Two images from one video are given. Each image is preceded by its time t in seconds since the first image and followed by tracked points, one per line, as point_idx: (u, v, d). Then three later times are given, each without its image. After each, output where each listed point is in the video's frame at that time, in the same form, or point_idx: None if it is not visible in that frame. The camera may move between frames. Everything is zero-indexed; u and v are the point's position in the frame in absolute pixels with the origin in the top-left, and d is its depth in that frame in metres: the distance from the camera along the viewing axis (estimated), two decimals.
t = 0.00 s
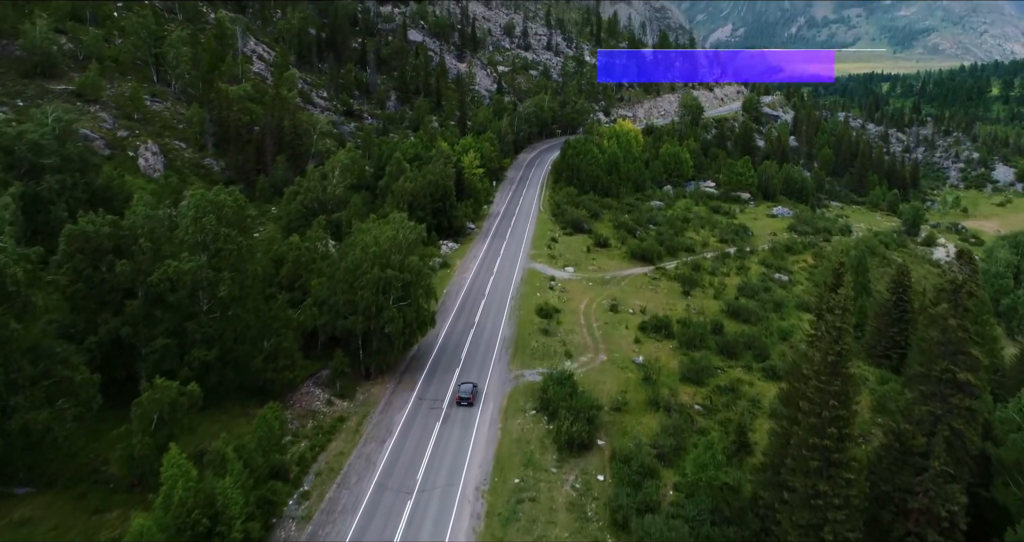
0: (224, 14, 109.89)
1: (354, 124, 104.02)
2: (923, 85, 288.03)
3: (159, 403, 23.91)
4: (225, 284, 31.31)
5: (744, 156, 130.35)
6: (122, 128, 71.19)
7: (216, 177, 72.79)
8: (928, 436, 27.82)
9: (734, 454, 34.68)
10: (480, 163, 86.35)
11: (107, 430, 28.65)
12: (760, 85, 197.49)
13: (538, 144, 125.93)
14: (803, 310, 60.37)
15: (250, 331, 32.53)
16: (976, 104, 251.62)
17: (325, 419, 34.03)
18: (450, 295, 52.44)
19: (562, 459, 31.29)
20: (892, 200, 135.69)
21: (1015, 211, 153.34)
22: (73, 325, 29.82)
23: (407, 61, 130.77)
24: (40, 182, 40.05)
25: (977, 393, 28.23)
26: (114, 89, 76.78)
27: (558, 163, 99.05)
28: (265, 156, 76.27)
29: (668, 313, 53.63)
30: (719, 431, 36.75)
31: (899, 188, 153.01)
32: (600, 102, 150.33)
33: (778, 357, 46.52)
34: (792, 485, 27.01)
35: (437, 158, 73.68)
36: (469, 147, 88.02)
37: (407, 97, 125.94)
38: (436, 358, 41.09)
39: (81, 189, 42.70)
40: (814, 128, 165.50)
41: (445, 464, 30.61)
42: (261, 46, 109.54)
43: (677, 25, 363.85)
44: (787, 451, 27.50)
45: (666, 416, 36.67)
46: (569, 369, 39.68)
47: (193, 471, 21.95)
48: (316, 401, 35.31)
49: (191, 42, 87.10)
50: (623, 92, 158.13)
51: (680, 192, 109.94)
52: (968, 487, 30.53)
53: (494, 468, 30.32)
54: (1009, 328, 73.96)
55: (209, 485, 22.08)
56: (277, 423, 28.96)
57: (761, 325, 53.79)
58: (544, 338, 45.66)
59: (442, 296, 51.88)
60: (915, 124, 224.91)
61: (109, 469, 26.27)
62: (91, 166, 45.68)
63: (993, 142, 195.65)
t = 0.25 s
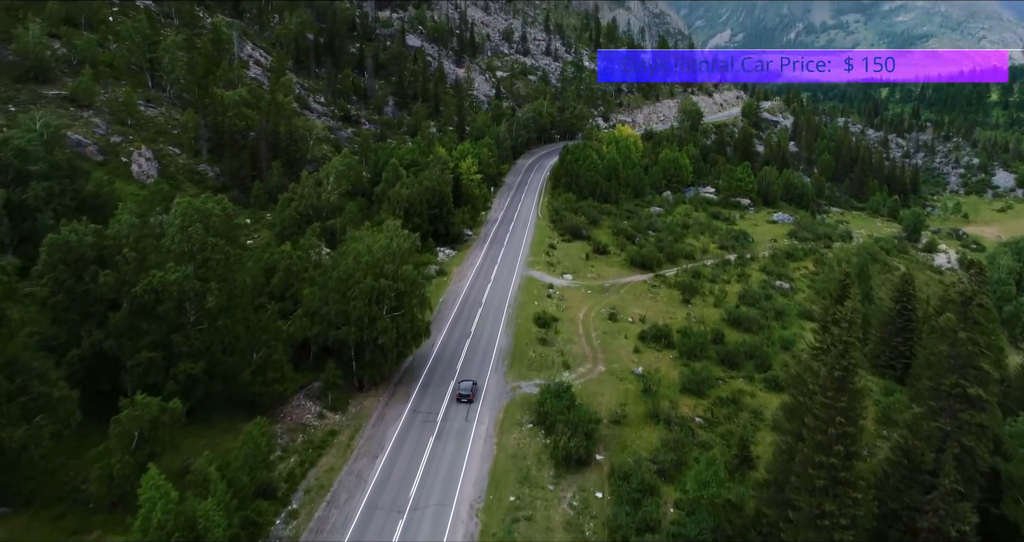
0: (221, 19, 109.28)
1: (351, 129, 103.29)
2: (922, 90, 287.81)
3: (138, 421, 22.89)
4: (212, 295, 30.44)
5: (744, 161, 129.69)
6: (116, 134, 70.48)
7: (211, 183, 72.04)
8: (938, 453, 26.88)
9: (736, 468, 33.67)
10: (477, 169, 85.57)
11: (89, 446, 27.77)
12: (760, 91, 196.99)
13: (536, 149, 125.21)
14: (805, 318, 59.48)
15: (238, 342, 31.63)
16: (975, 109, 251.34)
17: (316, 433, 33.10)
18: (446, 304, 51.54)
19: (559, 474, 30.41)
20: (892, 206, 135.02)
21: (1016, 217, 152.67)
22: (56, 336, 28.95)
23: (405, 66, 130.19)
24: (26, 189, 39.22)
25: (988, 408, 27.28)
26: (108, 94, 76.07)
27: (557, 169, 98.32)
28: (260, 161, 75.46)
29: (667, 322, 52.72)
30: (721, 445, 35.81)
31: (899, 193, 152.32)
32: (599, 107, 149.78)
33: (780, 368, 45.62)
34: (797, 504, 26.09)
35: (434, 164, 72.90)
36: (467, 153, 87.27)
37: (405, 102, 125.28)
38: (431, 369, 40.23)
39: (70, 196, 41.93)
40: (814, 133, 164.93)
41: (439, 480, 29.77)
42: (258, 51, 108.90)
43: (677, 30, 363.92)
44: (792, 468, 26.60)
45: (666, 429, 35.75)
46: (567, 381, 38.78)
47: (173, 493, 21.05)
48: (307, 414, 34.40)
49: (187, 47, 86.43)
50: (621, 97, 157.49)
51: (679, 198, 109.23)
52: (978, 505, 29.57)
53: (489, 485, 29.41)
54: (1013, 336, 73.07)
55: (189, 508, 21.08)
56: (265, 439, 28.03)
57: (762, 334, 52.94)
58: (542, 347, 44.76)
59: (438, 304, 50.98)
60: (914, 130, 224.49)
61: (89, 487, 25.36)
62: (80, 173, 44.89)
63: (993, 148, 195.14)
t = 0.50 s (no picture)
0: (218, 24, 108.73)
1: (348, 134, 102.57)
2: (921, 96, 287.49)
3: (117, 439, 21.86)
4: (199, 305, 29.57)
5: (744, 167, 129.00)
6: (109, 139, 69.73)
7: (205, 189, 71.22)
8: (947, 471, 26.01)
9: (738, 483, 32.67)
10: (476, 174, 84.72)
11: (71, 462, 26.94)
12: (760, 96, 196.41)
13: (535, 154, 124.53)
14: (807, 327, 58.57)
15: (226, 354, 30.80)
16: (975, 115, 251.05)
17: (306, 448, 32.18)
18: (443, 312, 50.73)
19: (556, 492, 29.49)
20: (893, 211, 134.28)
21: (1017, 223, 151.97)
22: (37, 348, 28.16)
23: (403, 71, 129.54)
24: (12, 196, 38.40)
25: (1000, 425, 26.41)
26: (102, 99, 75.31)
27: (556, 175, 97.57)
28: (255, 167, 74.66)
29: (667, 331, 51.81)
30: (723, 458, 34.91)
31: (899, 199, 151.60)
32: (599, 113, 149.20)
33: (783, 379, 44.74)
34: (803, 524, 25.18)
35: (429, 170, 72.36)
36: (465, 159, 86.52)
37: (403, 107, 124.55)
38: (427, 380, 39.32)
39: (58, 203, 41.13)
40: (814, 139, 164.30)
41: (433, 497, 28.89)
42: (255, 56, 108.25)
43: (676, 36, 364.19)
44: (797, 486, 25.72)
45: (667, 443, 34.85)
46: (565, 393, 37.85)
47: (152, 515, 20.19)
48: (298, 427, 33.49)
49: (183, 51, 85.73)
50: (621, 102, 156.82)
51: (679, 204, 108.46)
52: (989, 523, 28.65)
53: (484, 503, 28.51)
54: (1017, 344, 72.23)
55: (169, 530, 20.09)
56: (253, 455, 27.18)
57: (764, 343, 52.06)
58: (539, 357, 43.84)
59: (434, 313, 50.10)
60: (914, 135, 223.96)
61: (69, 506, 24.46)
62: (70, 179, 44.06)
63: (994, 153, 194.55)
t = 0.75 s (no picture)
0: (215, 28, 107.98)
1: (346, 140, 101.80)
2: (920, 101, 287.33)
3: (94, 459, 20.97)
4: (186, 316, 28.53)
5: (744, 173, 128.23)
6: (103, 145, 68.90)
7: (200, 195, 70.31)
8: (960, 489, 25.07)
9: (741, 499, 31.66)
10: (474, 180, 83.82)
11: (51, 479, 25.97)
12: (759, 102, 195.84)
13: (534, 160, 123.76)
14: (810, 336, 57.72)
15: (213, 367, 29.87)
16: (975, 120, 250.79)
17: (296, 463, 31.23)
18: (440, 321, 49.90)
19: (554, 510, 28.57)
20: (894, 217, 133.52)
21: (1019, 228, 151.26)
22: (17, 362, 27.16)
23: (402, 76, 128.83)
24: None
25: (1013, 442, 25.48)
26: (96, 104, 74.46)
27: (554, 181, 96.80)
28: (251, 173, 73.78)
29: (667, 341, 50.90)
30: (726, 473, 33.95)
31: (900, 205, 150.88)
32: (598, 118, 148.64)
33: (786, 390, 43.83)
34: None
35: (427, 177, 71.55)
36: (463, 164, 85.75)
37: (401, 113, 123.79)
38: (421, 391, 38.52)
39: (45, 210, 40.20)
40: (814, 144, 163.62)
41: (426, 514, 28.04)
42: (252, 61, 107.57)
43: (675, 41, 363.73)
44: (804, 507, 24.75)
45: (668, 458, 33.90)
46: (563, 405, 37.03)
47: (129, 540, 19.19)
48: (288, 441, 32.58)
49: (178, 56, 84.95)
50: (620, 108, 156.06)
51: (679, 210, 107.67)
52: None
53: (479, 522, 27.61)
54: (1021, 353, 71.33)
55: None
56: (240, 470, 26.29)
57: (767, 353, 51.15)
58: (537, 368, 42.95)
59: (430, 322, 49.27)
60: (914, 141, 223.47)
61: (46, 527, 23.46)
62: (58, 186, 43.13)
63: (994, 158, 193.97)
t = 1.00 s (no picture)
0: (211, 33, 107.35)
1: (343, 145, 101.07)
2: (920, 106, 287.12)
3: (67, 481, 20.12)
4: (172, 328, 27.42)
5: (744, 178, 127.48)
6: (96, 150, 68.09)
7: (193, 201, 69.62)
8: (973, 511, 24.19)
9: (744, 515, 30.62)
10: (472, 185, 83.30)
11: (28, 498, 24.96)
12: (759, 107, 195.22)
13: (533, 165, 123.00)
14: (812, 344, 56.86)
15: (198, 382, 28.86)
16: (974, 126, 250.47)
17: (285, 479, 30.25)
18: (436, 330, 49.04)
19: (551, 528, 27.64)
20: (895, 223, 132.75)
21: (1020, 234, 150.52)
22: None
23: (400, 82, 128.10)
24: None
25: None
26: (89, 109, 73.63)
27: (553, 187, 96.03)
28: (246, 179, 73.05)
29: (668, 350, 49.98)
30: (728, 487, 32.97)
31: (901, 211, 150.13)
32: (597, 123, 148.08)
33: (788, 401, 42.94)
34: None
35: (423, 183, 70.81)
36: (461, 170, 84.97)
37: (399, 118, 123.03)
38: (416, 404, 37.62)
39: (31, 217, 39.26)
40: (814, 149, 162.95)
41: (418, 533, 27.07)
42: (249, 66, 106.86)
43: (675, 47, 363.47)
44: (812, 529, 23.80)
45: (669, 473, 32.92)
46: (560, 418, 36.15)
47: None
48: (277, 456, 31.64)
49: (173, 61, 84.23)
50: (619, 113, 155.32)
51: (678, 216, 106.88)
52: None
53: None
54: None
55: None
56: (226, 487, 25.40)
57: (768, 362, 50.24)
58: (534, 379, 42.06)
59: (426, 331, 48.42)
60: (914, 146, 222.97)
61: None
62: (45, 192, 42.20)
63: (995, 164, 193.40)
